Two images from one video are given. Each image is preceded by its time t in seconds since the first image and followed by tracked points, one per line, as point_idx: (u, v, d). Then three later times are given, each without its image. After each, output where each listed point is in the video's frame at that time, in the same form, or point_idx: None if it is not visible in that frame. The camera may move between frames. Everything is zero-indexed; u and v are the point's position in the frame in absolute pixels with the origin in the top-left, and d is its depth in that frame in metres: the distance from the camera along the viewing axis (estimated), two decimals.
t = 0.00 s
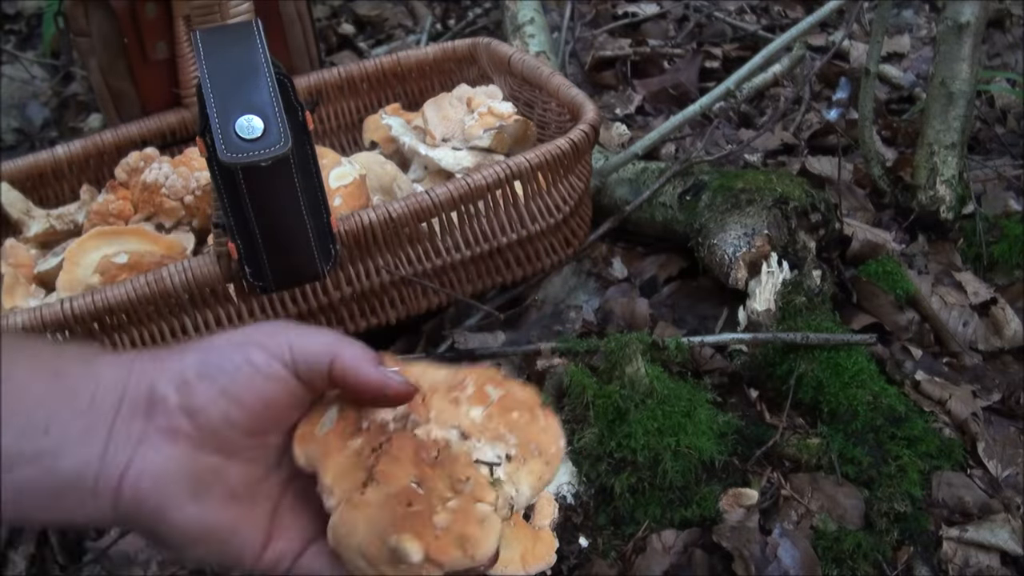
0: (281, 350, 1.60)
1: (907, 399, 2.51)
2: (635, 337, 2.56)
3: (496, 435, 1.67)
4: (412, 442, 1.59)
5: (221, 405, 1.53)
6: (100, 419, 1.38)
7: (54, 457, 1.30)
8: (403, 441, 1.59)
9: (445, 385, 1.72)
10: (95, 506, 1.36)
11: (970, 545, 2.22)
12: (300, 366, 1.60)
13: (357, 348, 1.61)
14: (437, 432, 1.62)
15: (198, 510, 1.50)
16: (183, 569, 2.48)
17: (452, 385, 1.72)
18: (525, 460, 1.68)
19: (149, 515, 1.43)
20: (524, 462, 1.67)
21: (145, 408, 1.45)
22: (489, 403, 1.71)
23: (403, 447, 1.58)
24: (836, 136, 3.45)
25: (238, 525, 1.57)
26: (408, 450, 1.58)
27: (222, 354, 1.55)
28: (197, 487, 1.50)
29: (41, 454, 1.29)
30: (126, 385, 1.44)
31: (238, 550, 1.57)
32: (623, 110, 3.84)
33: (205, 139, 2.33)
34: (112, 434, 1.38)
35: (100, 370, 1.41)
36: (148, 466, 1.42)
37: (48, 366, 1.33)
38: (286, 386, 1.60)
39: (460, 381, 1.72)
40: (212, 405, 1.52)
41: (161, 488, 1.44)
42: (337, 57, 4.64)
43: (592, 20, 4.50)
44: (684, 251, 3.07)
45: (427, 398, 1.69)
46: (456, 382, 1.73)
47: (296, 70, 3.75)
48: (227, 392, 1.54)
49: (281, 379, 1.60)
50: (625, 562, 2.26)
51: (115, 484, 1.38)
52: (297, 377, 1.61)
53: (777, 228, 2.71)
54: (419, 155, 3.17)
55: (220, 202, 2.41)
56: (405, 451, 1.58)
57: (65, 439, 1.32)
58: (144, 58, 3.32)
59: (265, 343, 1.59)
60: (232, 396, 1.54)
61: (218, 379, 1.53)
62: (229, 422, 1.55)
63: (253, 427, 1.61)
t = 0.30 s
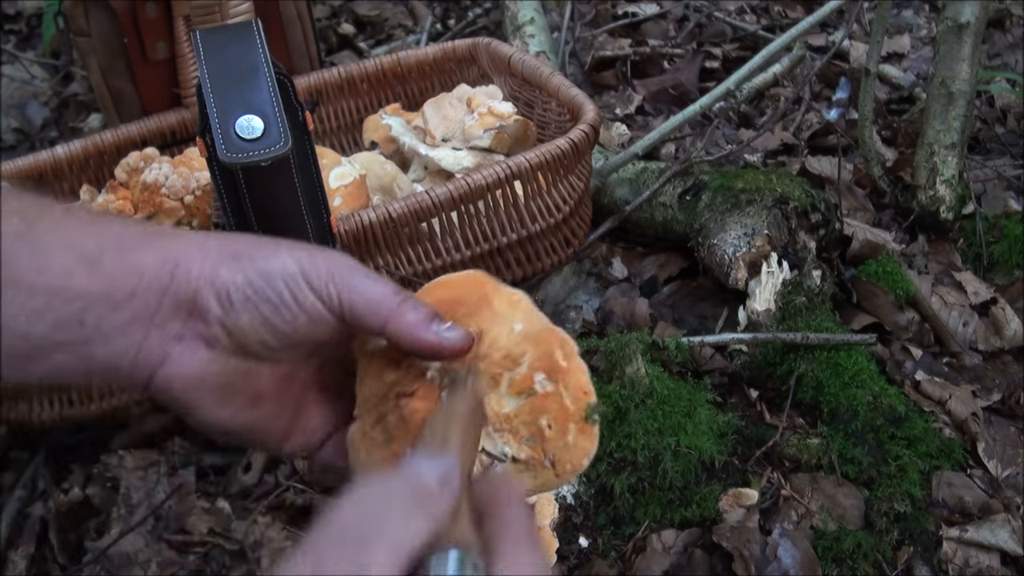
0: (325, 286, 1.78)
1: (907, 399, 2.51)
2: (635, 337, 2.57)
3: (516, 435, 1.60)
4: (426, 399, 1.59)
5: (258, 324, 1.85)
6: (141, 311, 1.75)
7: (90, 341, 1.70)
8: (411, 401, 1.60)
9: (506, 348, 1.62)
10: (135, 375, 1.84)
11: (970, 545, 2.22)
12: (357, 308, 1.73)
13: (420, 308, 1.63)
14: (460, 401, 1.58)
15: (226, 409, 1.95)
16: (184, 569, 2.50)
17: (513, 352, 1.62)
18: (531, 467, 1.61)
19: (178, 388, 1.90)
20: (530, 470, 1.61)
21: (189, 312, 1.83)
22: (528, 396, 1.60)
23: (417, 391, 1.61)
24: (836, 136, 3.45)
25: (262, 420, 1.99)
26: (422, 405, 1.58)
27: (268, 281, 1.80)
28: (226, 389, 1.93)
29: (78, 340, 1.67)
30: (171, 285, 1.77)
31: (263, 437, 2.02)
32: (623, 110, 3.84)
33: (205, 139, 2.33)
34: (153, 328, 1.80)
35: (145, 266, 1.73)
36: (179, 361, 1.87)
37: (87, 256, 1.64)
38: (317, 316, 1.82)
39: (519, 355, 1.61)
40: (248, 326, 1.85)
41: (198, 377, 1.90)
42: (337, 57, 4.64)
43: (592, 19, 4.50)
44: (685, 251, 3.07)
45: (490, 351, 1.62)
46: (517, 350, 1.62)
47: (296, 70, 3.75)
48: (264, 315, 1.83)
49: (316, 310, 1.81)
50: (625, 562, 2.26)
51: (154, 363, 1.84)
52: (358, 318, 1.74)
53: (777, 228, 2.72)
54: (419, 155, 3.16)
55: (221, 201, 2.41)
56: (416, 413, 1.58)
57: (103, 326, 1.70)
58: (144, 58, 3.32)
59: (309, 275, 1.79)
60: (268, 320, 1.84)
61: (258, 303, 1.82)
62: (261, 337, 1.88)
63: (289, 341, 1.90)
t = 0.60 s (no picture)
0: (314, 279, 1.85)
1: (907, 399, 2.51)
2: (635, 337, 2.57)
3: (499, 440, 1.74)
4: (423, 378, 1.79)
5: (245, 314, 1.92)
6: (127, 296, 1.79)
7: (81, 324, 1.72)
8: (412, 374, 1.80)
9: (520, 355, 1.80)
10: (126, 356, 1.88)
11: (970, 545, 2.22)
12: (350, 299, 1.82)
13: (416, 307, 1.74)
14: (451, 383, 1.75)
15: (221, 389, 2.04)
16: (184, 569, 2.51)
17: (529, 358, 1.80)
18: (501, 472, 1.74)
19: (171, 369, 1.96)
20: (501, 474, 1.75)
21: (179, 298, 1.87)
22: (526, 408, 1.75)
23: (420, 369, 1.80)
24: (836, 136, 3.45)
25: (259, 397, 2.11)
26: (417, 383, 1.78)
27: (256, 272, 1.86)
28: (221, 372, 2.02)
29: (65, 323, 1.69)
30: (159, 272, 1.81)
31: (261, 412, 2.14)
32: (623, 110, 3.84)
33: (205, 139, 2.33)
34: (141, 313, 1.83)
35: (133, 250, 1.77)
36: (172, 346, 1.92)
37: (75, 240, 1.66)
38: (304, 306, 1.90)
39: (530, 368, 1.79)
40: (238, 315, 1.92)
41: (188, 362, 1.96)
42: (337, 57, 4.64)
43: (592, 19, 4.50)
44: (685, 251, 3.07)
45: (511, 348, 1.82)
46: (532, 360, 1.80)
47: (295, 70, 3.75)
48: (252, 306, 1.90)
49: (304, 301, 1.89)
50: (625, 562, 2.26)
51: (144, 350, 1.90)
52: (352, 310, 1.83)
53: (777, 228, 2.72)
54: (419, 155, 3.17)
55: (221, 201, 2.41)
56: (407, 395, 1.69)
57: (90, 313, 1.73)
58: (144, 58, 3.32)
59: (298, 269, 1.85)
60: (257, 310, 1.92)
61: (246, 295, 1.88)
62: (250, 326, 1.95)
63: (277, 329, 1.98)
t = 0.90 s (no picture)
0: (302, 289, 1.84)
1: (907, 399, 2.51)
2: (635, 337, 2.56)
3: (493, 446, 1.61)
4: (419, 381, 1.68)
5: (235, 320, 1.93)
6: (117, 298, 1.79)
7: (70, 327, 1.74)
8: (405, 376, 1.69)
9: (514, 354, 1.64)
10: (117, 358, 1.90)
11: (970, 545, 2.22)
12: (340, 307, 1.78)
13: (400, 315, 1.65)
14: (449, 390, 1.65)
15: (215, 393, 2.08)
16: (184, 569, 2.51)
17: (525, 357, 1.64)
18: (496, 479, 1.62)
19: (162, 373, 1.98)
20: (495, 480, 1.62)
21: (169, 300, 1.87)
22: (520, 409, 1.61)
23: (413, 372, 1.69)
24: (836, 136, 3.45)
25: (255, 402, 2.13)
26: (411, 387, 1.68)
27: (245, 277, 1.85)
28: (215, 377, 2.05)
29: (56, 326, 1.71)
30: (148, 274, 1.80)
31: (258, 417, 2.16)
32: (623, 110, 3.84)
33: (205, 139, 2.33)
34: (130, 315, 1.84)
35: (123, 251, 1.76)
36: (163, 349, 1.94)
37: (64, 241, 1.66)
38: (292, 314, 1.89)
39: (527, 366, 1.63)
40: (225, 322, 1.93)
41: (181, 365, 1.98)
42: (337, 57, 4.64)
43: (592, 19, 4.50)
44: (685, 251, 3.07)
45: (506, 346, 1.66)
46: (528, 359, 1.63)
47: (295, 70, 3.75)
48: (242, 312, 1.91)
49: (293, 309, 1.88)
50: (625, 562, 2.26)
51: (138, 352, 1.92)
52: (341, 318, 1.78)
53: (777, 228, 2.72)
54: (419, 155, 3.17)
55: (221, 200, 2.42)
56: (405, 390, 1.68)
57: (80, 315, 1.73)
58: (144, 58, 3.32)
59: (286, 278, 1.84)
60: (246, 317, 1.92)
61: (237, 302, 1.89)
62: (238, 331, 1.96)
63: (266, 336, 1.98)
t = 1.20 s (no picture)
0: (299, 274, 1.85)
1: (907, 399, 2.51)
2: (636, 337, 2.56)
3: (496, 439, 1.66)
4: (423, 370, 1.78)
5: (232, 304, 1.95)
6: (115, 280, 1.82)
7: (70, 311, 1.76)
8: (408, 365, 1.79)
9: (520, 343, 1.68)
10: (117, 341, 1.95)
11: (970, 545, 2.22)
12: (337, 292, 1.80)
13: (397, 304, 1.69)
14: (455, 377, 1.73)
15: (217, 378, 2.12)
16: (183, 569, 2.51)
17: (533, 346, 1.66)
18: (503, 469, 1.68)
19: (164, 356, 2.03)
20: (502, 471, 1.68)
21: (167, 283, 1.91)
22: (526, 400, 1.65)
23: (417, 359, 1.78)
24: (836, 136, 3.45)
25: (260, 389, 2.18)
26: (414, 376, 1.78)
27: (242, 260, 1.88)
28: (216, 363, 2.10)
29: (56, 310, 1.72)
30: (147, 256, 1.84)
31: (261, 403, 2.20)
32: (623, 110, 3.84)
33: (205, 139, 2.33)
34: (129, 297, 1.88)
35: (122, 234, 1.80)
36: (163, 332, 1.99)
37: (63, 224, 1.68)
38: (290, 299, 1.91)
39: (533, 356, 1.66)
40: (224, 306, 1.95)
41: (179, 348, 2.03)
42: (337, 57, 4.63)
43: (592, 19, 4.50)
44: (685, 251, 3.07)
45: (514, 335, 1.69)
46: (535, 348, 1.66)
47: (296, 70, 3.75)
48: (240, 296, 1.93)
49: (290, 294, 1.89)
50: (625, 562, 2.26)
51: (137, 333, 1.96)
52: (338, 303, 1.81)
53: (777, 228, 2.72)
54: (419, 155, 3.17)
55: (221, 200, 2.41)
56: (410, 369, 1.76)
57: (80, 297, 1.75)
58: (144, 58, 3.32)
59: (284, 262, 1.85)
60: (243, 302, 1.94)
61: (233, 285, 1.91)
62: (236, 316, 1.99)
63: (265, 322, 2.00)
